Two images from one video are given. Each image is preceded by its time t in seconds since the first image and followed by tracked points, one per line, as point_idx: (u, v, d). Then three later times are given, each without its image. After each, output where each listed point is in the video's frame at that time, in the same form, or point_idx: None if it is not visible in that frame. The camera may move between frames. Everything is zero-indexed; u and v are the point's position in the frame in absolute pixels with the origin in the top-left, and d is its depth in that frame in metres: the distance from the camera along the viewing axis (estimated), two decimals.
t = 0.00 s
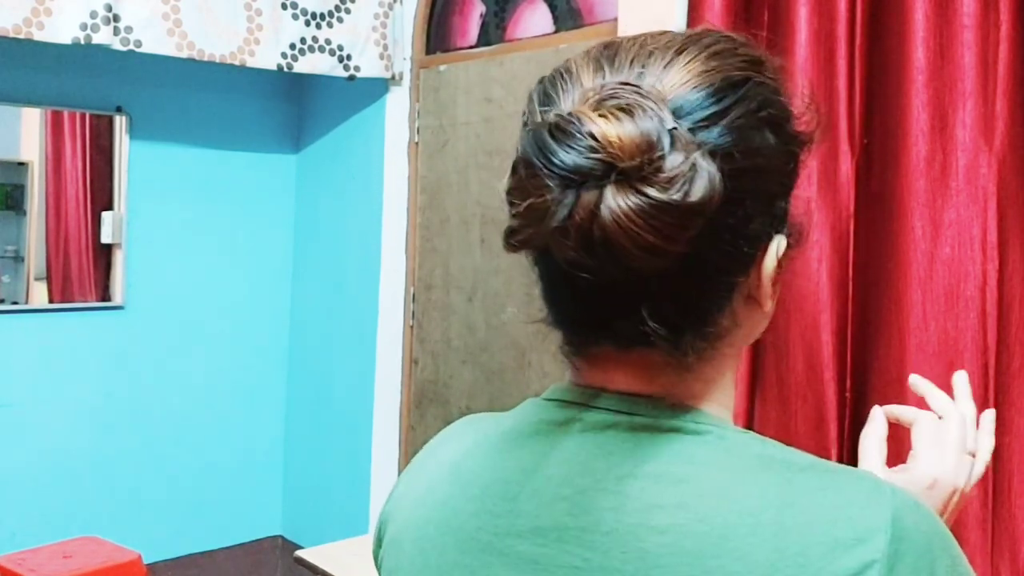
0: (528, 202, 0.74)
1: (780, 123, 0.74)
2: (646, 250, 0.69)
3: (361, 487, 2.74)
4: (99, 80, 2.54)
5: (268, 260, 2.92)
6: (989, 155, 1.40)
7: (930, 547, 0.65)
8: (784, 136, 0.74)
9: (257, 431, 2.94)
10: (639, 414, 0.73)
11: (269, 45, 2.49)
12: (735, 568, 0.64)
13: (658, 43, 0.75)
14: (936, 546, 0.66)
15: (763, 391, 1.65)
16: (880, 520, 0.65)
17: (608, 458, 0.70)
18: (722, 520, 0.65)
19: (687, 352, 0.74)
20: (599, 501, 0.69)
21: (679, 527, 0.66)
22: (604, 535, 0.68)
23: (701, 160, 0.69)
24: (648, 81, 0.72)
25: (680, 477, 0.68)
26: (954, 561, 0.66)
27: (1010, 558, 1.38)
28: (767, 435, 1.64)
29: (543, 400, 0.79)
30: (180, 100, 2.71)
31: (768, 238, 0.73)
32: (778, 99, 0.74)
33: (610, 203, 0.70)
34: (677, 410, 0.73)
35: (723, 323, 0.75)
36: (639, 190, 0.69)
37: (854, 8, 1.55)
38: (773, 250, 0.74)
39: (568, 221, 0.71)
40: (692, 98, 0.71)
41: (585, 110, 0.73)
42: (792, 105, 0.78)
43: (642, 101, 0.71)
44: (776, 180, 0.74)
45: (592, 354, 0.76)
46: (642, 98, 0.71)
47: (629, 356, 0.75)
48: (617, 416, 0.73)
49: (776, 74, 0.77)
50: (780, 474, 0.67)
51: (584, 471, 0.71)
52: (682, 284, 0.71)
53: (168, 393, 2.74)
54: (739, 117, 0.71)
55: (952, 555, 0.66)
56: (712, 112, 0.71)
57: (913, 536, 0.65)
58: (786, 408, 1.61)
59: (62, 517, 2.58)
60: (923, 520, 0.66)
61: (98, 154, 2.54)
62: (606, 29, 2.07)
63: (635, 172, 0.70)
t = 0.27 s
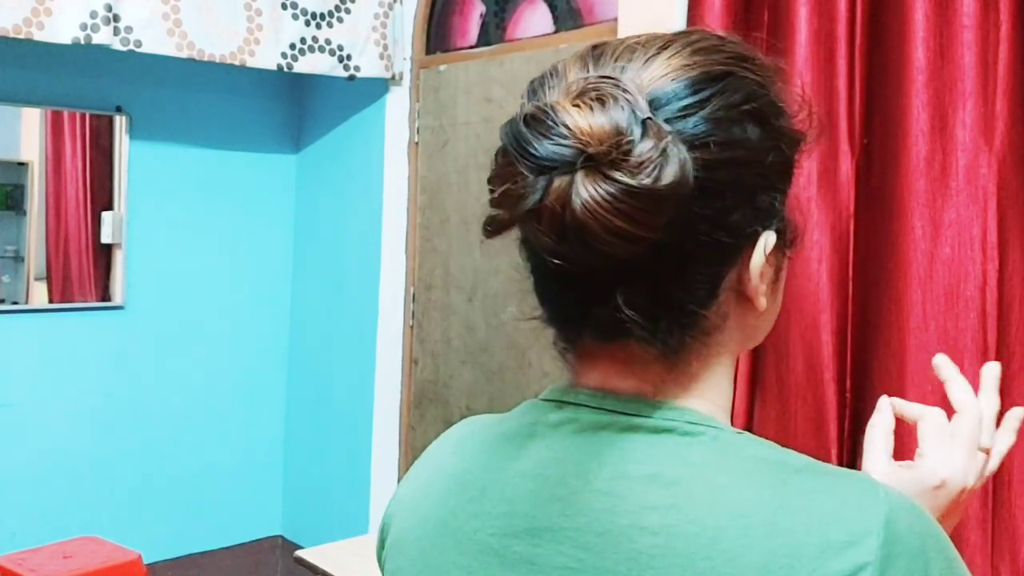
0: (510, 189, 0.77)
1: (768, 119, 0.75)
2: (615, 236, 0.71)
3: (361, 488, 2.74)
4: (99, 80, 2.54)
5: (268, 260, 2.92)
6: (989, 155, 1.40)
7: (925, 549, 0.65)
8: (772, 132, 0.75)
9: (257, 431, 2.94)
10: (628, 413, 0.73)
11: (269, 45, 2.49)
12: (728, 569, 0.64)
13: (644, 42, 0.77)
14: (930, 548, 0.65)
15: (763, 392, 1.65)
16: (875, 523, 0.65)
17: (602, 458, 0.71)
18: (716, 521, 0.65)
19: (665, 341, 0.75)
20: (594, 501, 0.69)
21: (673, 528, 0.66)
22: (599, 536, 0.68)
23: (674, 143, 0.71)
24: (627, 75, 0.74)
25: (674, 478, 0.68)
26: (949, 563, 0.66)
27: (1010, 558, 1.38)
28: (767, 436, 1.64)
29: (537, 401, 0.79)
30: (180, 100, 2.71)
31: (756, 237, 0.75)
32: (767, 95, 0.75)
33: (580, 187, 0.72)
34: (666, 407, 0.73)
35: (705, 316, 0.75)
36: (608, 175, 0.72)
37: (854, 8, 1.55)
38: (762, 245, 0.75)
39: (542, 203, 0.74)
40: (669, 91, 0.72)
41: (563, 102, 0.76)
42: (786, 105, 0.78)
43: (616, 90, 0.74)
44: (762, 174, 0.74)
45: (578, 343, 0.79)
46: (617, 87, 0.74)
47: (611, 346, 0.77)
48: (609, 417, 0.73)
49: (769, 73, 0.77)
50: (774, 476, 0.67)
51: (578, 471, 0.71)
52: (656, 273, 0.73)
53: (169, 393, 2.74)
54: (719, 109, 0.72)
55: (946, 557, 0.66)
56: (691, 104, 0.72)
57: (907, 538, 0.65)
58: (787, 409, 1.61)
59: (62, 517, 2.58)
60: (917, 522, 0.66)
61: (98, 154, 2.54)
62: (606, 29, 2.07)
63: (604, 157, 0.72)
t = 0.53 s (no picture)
0: (508, 176, 0.79)
1: (768, 120, 0.75)
2: (602, 223, 0.71)
3: (361, 488, 2.74)
4: (99, 80, 2.54)
5: (268, 260, 2.92)
6: (989, 155, 1.40)
7: (919, 549, 0.65)
8: (772, 132, 0.75)
9: (258, 431, 2.94)
10: (621, 413, 0.73)
11: (269, 45, 2.49)
12: (722, 570, 0.64)
13: (650, 40, 0.77)
14: (925, 549, 0.65)
15: (763, 392, 1.66)
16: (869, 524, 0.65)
17: (599, 458, 0.71)
18: (711, 523, 0.65)
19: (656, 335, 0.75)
20: (590, 502, 0.69)
21: (669, 529, 0.66)
22: (595, 536, 0.68)
23: (669, 135, 0.71)
24: (630, 69, 0.75)
25: (670, 479, 0.67)
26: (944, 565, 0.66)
27: (1010, 559, 1.38)
28: (768, 437, 1.65)
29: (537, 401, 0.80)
30: (181, 100, 2.71)
31: (753, 239, 0.75)
32: (768, 96, 0.75)
33: (571, 175, 0.74)
34: (660, 408, 0.73)
35: (698, 312, 0.75)
36: (599, 164, 0.73)
37: (854, 9, 1.55)
38: (762, 247, 0.76)
39: (535, 189, 0.76)
40: (670, 87, 0.72)
41: (565, 94, 0.78)
42: (789, 109, 0.78)
43: (619, 82, 0.74)
44: (758, 175, 0.74)
45: (573, 338, 0.79)
46: (621, 80, 0.74)
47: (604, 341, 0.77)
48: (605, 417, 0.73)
49: (773, 75, 0.77)
50: (770, 478, 0.67)
51: (575, 472, 0.71)
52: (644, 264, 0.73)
53: (169, 393, 2.74)
54: (718, 107, 0.72)
55: (939, 556, 0.66)
56: (691, 101, 0.72)
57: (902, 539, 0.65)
58: (787, 410, 1.62)
59: (62, 517, 2.58)
60: (911, 522, 0.66)
61: (98, 154, 2.54)
62: (605, 29, 2.07)
63: (597, 146, 0.74)
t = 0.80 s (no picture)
0: (517, 164, 0.80)
1: (779, 120, 0.75)
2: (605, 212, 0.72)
3: (361, 489, 2.74)
4: (99, 79, 2.55)
5: (268, 261, 2.92)
6: (989, 155, 1.40)
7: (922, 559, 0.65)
8: (782, 132, 0.75)
9: (258, 431, 2.94)
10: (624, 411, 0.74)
11: (269, 45, 2.49)
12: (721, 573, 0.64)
13: (664, 37, 0.78)
14: (925, 554, 0.65)
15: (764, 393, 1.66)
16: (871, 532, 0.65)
17: (600, 460, 0.71)
18: (710, 527, 0.65)
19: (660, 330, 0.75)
20: (591, 503, 0.69)
21: (668, 533, 0.66)
22: (595, 537, 0.68)
23: (678, 127, 0.72)
24: (642, 63, 0.75)
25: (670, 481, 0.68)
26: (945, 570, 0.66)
27: (1009, 560, 1.38)
28: (768, 437, 1.65)
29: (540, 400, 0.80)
30: (180, 100, 2.71)
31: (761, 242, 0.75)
32: (780, 96, 0.75)
33: (579, 163, 0.75)
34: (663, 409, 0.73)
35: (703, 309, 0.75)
36: (607, 153, 0.74)
37: (854, 8, 1.55)
38: (769, 248, 0.76)
39: (542, 177, 0.77)
40: (682, 81, 0.73)
41: (576, 85, 0.78)
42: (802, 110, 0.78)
43: (631, 74, 0.75)
44: (767, 174, 0.74)
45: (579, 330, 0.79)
46: (633, 72, 0.75)
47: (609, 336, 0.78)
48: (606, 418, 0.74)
49: (786, 76, 0.77)
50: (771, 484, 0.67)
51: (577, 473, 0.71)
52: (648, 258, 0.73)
53: (168, 393, 2.74)
54: (729, 104, 0.72)
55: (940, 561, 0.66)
56: (701, 96, 0.72)
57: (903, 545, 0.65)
58: (787, 410, 1.62)
59: (62, 517, 2.58)
60: (913, 529, 0.66)
61: (98, 154, 2.54)
62: (605, 29, 2.07)
63: (605, 136, 0.74)
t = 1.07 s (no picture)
0: (508, 166, 0.81)
1: (778, 117, 0.74)
2: (596, 214, 0.72)
3: (361, 489, 2.74)
4: (99, 80, 2.55)
5: (268, 261, 2.92)
6: (989, 155, 1.40)
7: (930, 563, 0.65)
8: (781, 129, 0.74)
9: (258, 431, 2.94)
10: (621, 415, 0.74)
11: (269, 45, 2.49)
12: None
13: (662, 36, 0.78)
14: (931, 557, 0.65)
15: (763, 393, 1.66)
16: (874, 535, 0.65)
17: (601, 463, 0.70)
18: (713, 532, 0.65)
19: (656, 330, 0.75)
20: (593, 507, 0.69)
21: (671, 537, 0.66)
22: (597, 541, 0.68)
23: (670, 126, 0.71)
24: (635, 63, 0.76)
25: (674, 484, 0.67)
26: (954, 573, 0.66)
27: (1009, 560, 1.38)
28: (768, 437, 1.65)
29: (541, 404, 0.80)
30: (181, 100, 2.71)
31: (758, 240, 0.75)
32: (779, 93, 0.74)
33: (569, 165, 0.75)
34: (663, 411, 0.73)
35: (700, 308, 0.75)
36: (596, 155, 0.74)
37: (854, 8, 1.55)
38: (768, 245, 0.75)
39: (533, 179, 0.77)
40: (677, 79, 0.73)
41: (568, 87, 0.79)
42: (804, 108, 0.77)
43: (625, 74, 0.75)
44: (765, 173, 0.73)
45: (576, 332, 0.79)
46: (627, 72, 0.75)
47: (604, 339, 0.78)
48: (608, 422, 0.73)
49: (788, 73, 0.77)
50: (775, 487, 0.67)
51: (578, 475, 0.71)
52: (641, 257, 0.73)
53: (168, 393, 2.74)
54: (726, 101, 0.71)
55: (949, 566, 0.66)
56: (697, 94, 0.72)
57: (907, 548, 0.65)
58: (787, 409, 1.62)
59: (62, 517, 2.58)
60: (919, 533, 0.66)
61: (98, 154, 2.54)
62: (605, 29, 2.07)
63: (595, 138, 0.74)
